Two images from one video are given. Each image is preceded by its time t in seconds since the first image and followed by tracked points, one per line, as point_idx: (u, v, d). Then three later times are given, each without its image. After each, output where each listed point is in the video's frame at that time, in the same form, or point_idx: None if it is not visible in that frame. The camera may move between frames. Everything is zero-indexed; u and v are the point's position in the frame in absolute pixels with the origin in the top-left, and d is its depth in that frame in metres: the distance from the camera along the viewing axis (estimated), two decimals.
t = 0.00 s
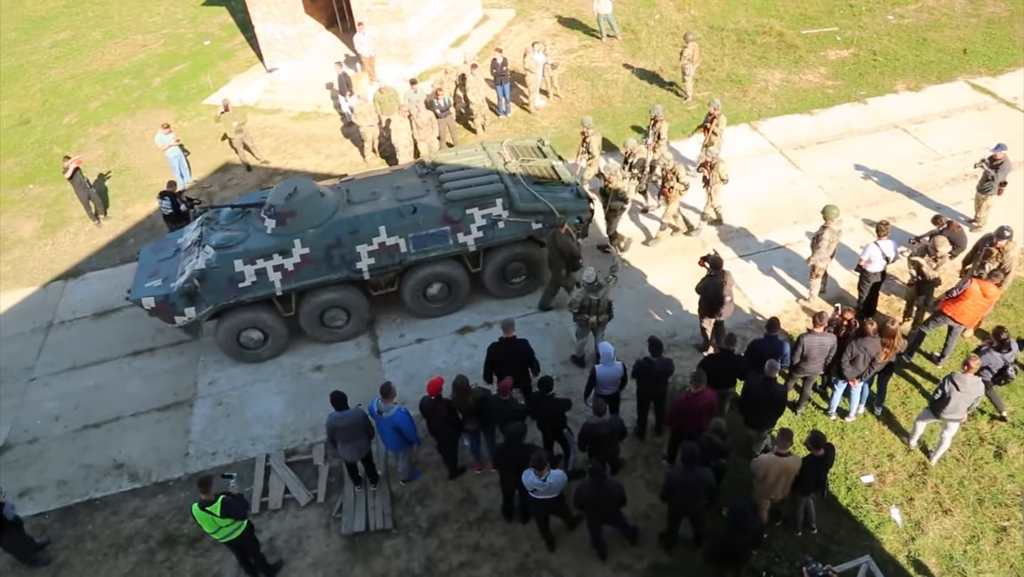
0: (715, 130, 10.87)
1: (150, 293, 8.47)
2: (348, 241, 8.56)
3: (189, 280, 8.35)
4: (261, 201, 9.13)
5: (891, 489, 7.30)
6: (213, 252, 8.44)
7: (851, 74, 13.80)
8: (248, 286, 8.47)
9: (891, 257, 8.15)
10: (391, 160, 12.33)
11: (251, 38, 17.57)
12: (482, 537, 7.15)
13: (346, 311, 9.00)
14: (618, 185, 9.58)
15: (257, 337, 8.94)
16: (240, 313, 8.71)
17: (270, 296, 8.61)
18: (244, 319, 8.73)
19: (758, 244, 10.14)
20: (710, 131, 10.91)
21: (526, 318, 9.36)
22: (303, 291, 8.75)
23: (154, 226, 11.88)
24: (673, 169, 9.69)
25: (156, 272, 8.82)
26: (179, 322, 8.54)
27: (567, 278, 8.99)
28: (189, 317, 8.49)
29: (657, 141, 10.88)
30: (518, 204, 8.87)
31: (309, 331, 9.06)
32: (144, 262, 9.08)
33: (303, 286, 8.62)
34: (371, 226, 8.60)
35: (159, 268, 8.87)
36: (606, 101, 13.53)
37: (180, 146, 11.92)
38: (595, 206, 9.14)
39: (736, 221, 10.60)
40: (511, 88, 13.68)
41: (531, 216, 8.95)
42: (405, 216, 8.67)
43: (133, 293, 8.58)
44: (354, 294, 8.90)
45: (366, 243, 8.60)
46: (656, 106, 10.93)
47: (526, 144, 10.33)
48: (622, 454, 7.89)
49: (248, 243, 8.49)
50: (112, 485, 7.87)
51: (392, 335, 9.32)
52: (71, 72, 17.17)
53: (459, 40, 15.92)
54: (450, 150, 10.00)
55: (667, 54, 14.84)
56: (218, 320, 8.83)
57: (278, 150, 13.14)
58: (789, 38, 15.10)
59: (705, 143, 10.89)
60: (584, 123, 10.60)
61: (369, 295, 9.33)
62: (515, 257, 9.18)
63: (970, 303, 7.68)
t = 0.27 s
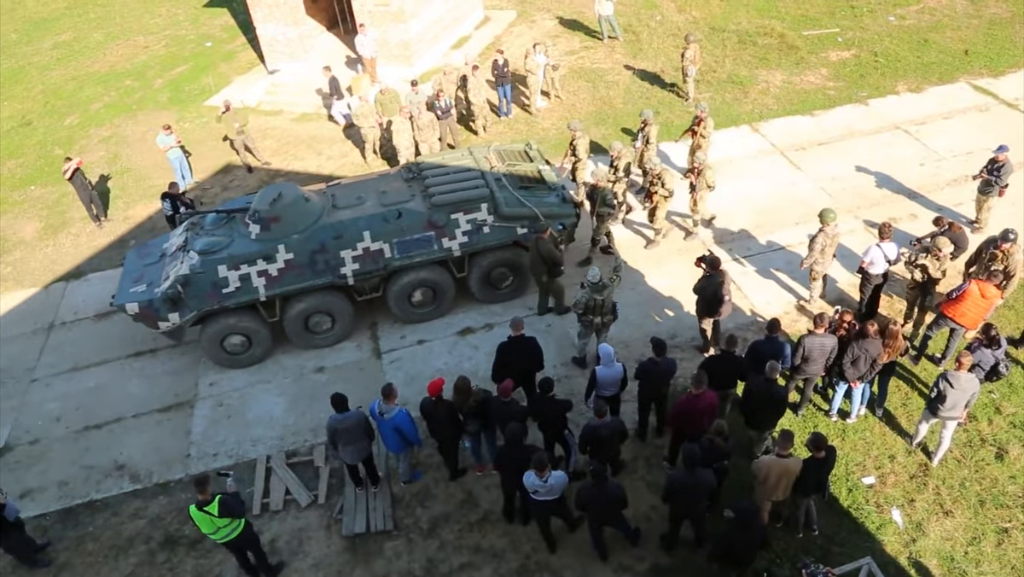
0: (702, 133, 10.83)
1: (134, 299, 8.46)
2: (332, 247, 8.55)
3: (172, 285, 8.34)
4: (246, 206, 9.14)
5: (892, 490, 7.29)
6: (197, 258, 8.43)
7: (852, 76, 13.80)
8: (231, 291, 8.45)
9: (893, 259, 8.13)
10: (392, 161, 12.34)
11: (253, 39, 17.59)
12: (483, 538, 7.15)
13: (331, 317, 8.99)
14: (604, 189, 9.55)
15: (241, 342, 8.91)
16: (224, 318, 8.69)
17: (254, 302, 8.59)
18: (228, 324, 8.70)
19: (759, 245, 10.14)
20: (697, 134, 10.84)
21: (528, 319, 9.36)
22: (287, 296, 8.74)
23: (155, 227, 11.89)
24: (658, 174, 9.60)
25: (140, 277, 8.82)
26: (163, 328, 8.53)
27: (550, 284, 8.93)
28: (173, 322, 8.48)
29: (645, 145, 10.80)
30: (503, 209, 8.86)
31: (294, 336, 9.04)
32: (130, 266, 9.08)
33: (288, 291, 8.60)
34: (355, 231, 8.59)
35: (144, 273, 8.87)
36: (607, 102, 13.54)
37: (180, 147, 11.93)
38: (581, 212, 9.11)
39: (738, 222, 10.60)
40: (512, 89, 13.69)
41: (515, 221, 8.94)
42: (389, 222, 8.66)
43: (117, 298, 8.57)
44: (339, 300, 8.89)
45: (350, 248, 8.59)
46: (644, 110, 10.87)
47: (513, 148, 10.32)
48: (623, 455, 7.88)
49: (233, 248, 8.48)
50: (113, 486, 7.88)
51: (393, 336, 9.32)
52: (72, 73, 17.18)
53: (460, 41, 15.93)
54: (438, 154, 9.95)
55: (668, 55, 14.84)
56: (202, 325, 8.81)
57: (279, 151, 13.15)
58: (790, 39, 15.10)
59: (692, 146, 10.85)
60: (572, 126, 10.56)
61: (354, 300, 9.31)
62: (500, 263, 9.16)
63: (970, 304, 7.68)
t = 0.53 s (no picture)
0: (689, 136, 10.94)
1: (116, 303, 8.46)
2: (314, 251, 8.53)
3: (153, 289, 8.33)
4: (230, 210, 9.12)
5: (891, 490, 7.29)
6: (179, 262, 8.43)
7: (851, 76, 13.80)
8: (213, 296, 8.44)
9: (892, 259, 8.13)
10: (391, 162, 12.35)
11: (252, 39, 17.59)
12: (482, 539, 7.15)
13: (314, 322, 8.95)
14: (589, 191, 9.53)
15: (224, 347, 8.88)
16: (207, 323, 8.67)
17: (236, 306, 8.57)
18: (210, 329, 8.67)
19: (758, 246, 10.15)
20: (684, 137, 11.00)
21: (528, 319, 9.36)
22: (271, 301, 8.72)
23: (154, 228, 11.88)
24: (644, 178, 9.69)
25: (124, 282, 8.82)
26: (145, 332, 8.52)
27: (532, 289, 8.87)
28: (155, 327, 8.48)
29: (633, 148, 10.85)
30: (487, 213, 8.81)
31: (277, 341, 9.00)
32: (114, 271, 9.09)
33: (270, 296, 8.57)
34: (337, 235, 8.57)
35: (127, 278, 8.87)
36: (607, 102, 13.55)
37: (180, 147, 11.93)
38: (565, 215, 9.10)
39: (739, 223, 10.60)
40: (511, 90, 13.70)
41: (499, 225, 8.91)
42: (372, 226, 8.63)
43: (99, 303, 8.58)
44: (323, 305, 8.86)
45: (332, 252, 8.56)
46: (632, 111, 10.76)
47: (498, 151, 10.28)
48: (622, 456, 7.88)
49: (214, 253, 8.47)
50: (112, 486, 7.87)
51: (392, 337, 9.32)
52: (71, 74, 17.18)
53: (459, 42, 15.94)
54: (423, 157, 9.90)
55: (667, 56, 14.85)
56: (185, 330, 8.79)
57: (279, 151, 13.15)
58: (789, 40, 15.11)
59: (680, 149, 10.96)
60: (558, 130, 10.55)
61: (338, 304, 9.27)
62: (483, 267, 9.12)
63: (966, 305, 7.70)
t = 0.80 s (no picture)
0: (676, 140, 10.91)
1: (98, 308, 8.43)
2: (297, 255, 8.51)
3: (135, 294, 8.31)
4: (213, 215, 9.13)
5: (891, 491, 7.29)
6: (161, 267, 8.41)
7: (850, 76, 13.81)
8: (195, 301, 8.42)
9: (892, 259, 8.13)
10: (391, 162, 12.35)
11: (252, 40, 17.60)
12: (482, 539, 7.14)
13: (297, 326, 8.93)
14: (574, 196, 9.50)
15: (206, 352, 8.84)
16: (190, 328, 8.64)
17: (219, 311, 8.54)
18: (192, 334, 8.64)
19: (758, 246, 10.15)
20: (671, 141, 10.97)
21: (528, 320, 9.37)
22: (253, 306, 8.70)
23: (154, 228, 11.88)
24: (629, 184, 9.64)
25: (106, 286, 8.80)
26: (127, 337, 8.49)
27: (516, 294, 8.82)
28: (138, 331, 8.44)
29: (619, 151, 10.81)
30: (470, 218, 8.77)
31: (260, 345, 8.98)
32: (97, 275, 9.07)
33: (253, 301, 8.56)
34: (320, 240, 8.55)
35: (110, 282, 8.85)
36: (606, 102, 13.55)
37: (180, 148, 11.93)
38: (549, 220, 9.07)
39: (739, 222, 10.61)
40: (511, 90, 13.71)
41: (482, 229, 8.88)
42: (354, 230, 8.60)
43: (82, 307, 8.55)
44: (307, 310, 8.84)
45: (315, 257, 8.54)
46: (617, 115, 10.89)
47: (483, 155, 10.23)
48: (622, 456, 7.88)
49: (197, 258, 8.46)
50: (112, 487, 7.87)
51: (391, 337, 9.32)
52: (71, 74, 17.18)
53: (458, 42, 15.93)
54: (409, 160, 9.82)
55: (666, 56, 14.85)
56: (167, 334, 8.76)
57: (278, 152, 13.14)
58: (789, 40, 15.11)
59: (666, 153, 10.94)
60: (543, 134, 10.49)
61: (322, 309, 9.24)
62: (467, 272, 9.09)
63: (964, 307, 7.68)
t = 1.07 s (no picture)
0: (664, 141, 10.82)
1: (81, 312, 8.40)
2: (280, 260, 8.47)
3: (118, 298, 8.27)
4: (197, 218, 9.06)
5: (890, 490, 7.29)
6: (144, 271, 8.37)
7: (850, 76, 13.81)
8: (178, 305, 8.38)
9: (892, 259, 8.14)
10: (390, 162, 12.35)
11: (251, 40, 17.59)
12: (482, 539, 7.15)
13: (280, 331, 8.90)
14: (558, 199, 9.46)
15: (189, 357, 8.82)
16: (173, 332, 8.61)
17: (202, 315, 8.50)
18: (175, 338, 8.61)
19: (758, 245, 10.15)
20: (660, 143, 10.90)
21: (528, 320, 9.37)
22: (237, 310, 8.66)
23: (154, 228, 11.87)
24: (615, 186, 9.56)
25: (89, 290, 8.76)
26: (110, 342, 8.45)
27: (501, 297, 8.79)
28: (120, 336, 8.41)
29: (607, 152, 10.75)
30: (453, 221, 8.74)
31: (243, 349, 8.95)
32: (80, 279, 9.03)
33: (236, 305, 8.52)
34: (302, 244, 8.51)
35: (93, 286, 8.81)
36: (606, 102, 13.56)
37: (179, 148, 11.93)
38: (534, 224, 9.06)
39: (739, 221, 10.62)
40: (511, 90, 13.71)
41: (465, 233, 8.85)
42: (337, 234, 8.57)
43: (64, 311, 8.51)
44: (289, 314, 8.81)
45: (297, 261, 8.51)
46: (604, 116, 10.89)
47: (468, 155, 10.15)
48: (623, 456, 7.88)
49: (180, 262, 8.41)
50: (112, 487, 7.87)
51: (391, 337, 9.32)
52: (71, 74, 17.17)
53: (458, 42, 15.93)
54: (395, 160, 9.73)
55: (666, 56, 14.85)
56: (150, 339, 8.72)
57: (278, 152, 13.14)
58: (788, 40, 15.10)
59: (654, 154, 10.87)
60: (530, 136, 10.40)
61: (305, 312, 9.21)
62: (451, 275, 9.07)
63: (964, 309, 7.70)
